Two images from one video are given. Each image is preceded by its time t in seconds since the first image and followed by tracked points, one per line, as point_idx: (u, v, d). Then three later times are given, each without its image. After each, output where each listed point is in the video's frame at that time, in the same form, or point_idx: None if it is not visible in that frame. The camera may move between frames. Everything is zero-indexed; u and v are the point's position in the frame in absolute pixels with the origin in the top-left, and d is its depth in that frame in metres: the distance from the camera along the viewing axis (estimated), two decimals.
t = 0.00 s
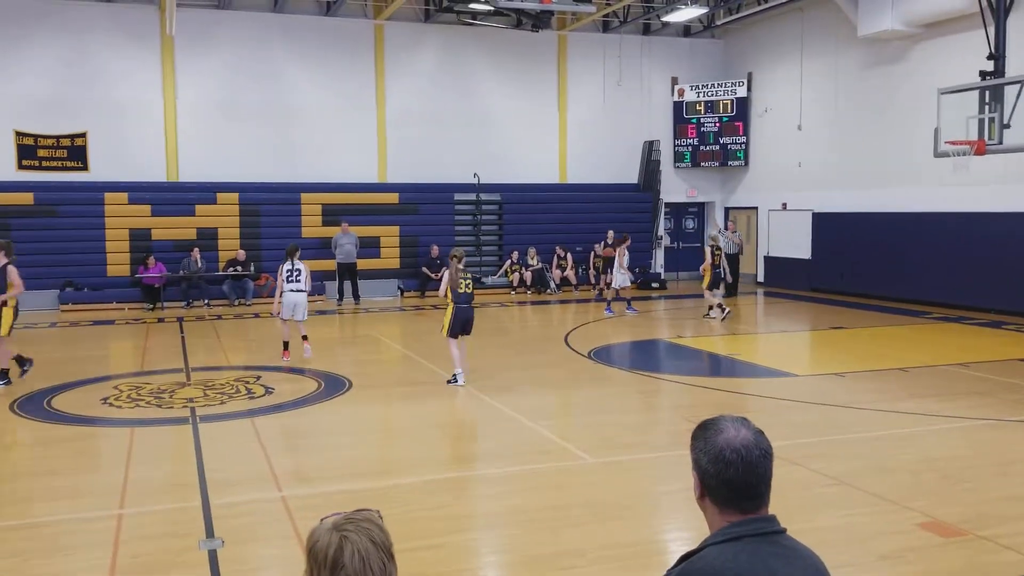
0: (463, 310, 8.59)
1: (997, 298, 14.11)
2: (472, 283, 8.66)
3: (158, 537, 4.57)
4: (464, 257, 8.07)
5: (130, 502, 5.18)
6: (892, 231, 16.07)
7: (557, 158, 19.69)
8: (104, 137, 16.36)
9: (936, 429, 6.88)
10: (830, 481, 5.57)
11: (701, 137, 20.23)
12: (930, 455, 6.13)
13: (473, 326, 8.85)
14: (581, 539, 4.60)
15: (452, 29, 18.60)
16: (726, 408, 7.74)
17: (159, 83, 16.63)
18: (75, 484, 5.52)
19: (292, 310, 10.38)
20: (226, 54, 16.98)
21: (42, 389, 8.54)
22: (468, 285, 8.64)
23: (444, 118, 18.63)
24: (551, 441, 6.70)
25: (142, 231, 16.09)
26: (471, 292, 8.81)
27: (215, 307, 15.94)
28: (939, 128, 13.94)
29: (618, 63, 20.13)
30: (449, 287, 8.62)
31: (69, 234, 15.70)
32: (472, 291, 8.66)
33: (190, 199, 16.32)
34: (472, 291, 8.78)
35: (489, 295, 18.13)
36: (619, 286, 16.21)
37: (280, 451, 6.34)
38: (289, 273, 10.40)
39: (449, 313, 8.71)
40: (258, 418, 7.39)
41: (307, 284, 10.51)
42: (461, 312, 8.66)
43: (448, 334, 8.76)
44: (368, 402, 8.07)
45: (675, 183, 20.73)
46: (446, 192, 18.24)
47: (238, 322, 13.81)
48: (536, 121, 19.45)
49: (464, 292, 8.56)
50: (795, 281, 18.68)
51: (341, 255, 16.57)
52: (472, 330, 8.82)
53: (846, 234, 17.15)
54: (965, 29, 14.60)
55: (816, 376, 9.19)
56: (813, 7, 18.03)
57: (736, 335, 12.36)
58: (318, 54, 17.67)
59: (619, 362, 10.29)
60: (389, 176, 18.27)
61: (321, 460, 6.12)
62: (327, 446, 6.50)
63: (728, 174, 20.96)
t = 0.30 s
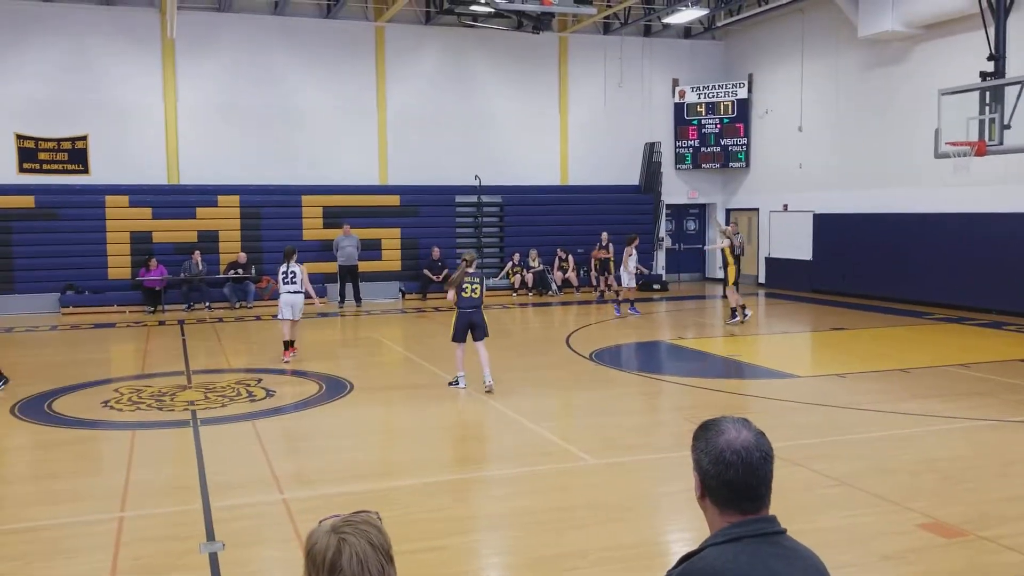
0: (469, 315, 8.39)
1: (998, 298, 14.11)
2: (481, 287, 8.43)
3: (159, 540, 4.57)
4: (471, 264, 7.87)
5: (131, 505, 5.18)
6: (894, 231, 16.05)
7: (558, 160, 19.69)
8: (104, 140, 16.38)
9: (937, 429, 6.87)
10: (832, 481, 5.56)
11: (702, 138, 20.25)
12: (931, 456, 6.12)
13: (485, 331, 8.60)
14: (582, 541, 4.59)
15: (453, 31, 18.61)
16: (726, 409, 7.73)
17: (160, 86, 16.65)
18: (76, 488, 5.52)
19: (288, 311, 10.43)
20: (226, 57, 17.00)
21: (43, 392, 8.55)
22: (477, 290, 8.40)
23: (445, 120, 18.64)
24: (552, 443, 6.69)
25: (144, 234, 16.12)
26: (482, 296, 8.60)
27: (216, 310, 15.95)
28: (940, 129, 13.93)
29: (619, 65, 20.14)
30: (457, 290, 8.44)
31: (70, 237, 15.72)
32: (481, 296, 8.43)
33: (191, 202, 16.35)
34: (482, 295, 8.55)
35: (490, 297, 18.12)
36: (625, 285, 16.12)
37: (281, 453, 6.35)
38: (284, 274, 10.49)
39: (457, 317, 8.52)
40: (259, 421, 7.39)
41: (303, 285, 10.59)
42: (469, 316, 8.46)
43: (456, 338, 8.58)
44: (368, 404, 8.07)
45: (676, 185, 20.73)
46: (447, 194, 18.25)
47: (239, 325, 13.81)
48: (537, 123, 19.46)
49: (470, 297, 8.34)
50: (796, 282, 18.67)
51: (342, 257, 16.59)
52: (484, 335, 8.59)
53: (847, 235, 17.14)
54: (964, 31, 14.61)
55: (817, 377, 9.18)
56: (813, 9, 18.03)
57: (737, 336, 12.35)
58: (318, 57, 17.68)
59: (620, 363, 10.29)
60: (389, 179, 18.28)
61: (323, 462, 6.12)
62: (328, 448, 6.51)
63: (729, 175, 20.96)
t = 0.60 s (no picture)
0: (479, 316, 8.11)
1: (999, 297, 14.11)
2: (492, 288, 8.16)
3: (159, 541, 4.57)
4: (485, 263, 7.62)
5: (131, 506, 5.18)
6: (895, 231, 16.04)
7: (558, 160, 19.70)
8: (104, 142, 16.38)
9: (938, 429, 6.87)
10: (833, 482, 5.56)
11: (701, 138, 20.25)
12: (933, 455, 6.11)
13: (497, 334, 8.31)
14: (583, 541, 4.59)
15: (453, 32, 18.62)
16: (727, 409, 7.73)
17: (160, 87, 16.66)
18: (77, 489, 5.52)
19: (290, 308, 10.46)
20: (226, 58, 17.01)
21: (44, 394, 8.55)
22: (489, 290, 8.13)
23: (446, 121, 18.65)
24: (553, 443, 6.69)
25: (143, 235, 16.13)
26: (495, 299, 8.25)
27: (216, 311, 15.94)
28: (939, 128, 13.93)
29: (618, 66, 20.15)
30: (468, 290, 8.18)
31: (70, 238, 15.72)
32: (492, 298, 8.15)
33: (191, 203, 16.38)
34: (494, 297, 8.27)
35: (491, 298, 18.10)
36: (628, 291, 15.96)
37: (283, 454, 6.35)
38: (285, 273, 10.53)
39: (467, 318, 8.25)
40: (260, 421, 7.40)
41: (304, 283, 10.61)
42: (479, 318, 8.18)
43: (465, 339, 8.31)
44: (369, 405, 8.07)
45: (675, 185, 20.74)
46: (447, 194, 18.26)
47: (240, 326, 13.81)
48: (537, 123, 19.47)
49: (481, 297, 8.06)
50: (796, 282, 18.66)
51: (343, 258, 16.58)
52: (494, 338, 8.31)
53: (848, 234, 17.14)
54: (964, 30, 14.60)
55: (818, 377, 9.18)
56: (813, 9, 18.03)
57: (738, 336, 12.33)
58: (317, 58, 17.68)
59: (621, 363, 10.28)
60: (389, 180, 18.29)
61: (324, 463, 6.12)
62: (329, 449, 6.51)
63: (728, 175, 20.96)
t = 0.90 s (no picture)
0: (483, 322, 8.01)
1: (998, 299, 14.11)
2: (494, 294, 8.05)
3: (158, 543, 4.56)
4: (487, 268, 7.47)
5: (130, 509, 5.17)
6: (894, 232, 16.04)
7: (557, 162, 19.72)
8: (103, 145, 16.38)
9: (937, 431, 6.86)
10: (832, 483, 5.56)
11: (700, 140, 20.25)
12: (932, 457, 6.11)
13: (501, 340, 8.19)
14: (583, 544, 4.58)
15: (452, 34, 18.64)
16: (726, 411, 7.72)
17: (159, 89, 16.66)
18: (76, 492, 5.51)
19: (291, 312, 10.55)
20: (225, 61, 17.02)
21: (44, 396, 8.54)
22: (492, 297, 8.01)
23: (445, 122, 18.66)
24: (552, 445, 6.68)
25: (142, 238, 16.11)
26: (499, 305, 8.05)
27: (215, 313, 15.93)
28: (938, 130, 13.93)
29: (617, 67, 20.16)
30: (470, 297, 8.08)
31: (69, 241, 15.71)
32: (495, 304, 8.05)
33: (191, 206, 16.36)
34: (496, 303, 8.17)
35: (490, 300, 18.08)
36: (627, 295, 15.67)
37: (282, 457, 6.34)
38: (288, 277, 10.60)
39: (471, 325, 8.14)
40: (259, 424, 7.38)
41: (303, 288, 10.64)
42: (483, 325, 8.07)
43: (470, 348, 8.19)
44: (368, 407, 8.06)
45: (674, 186, 20.76)
46: (446, 197, 18.26)
47: (239, 328, 13.79)
48: (536, 125, 19.50)
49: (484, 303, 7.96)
50: (796, 283, 18.66)
51: (342, 260, 16.53)
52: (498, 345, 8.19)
53: (846, 236, 17.15)
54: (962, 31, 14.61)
55: (817, 378, 9.18)
56: (811, 10, 18.05)
57: (737, 337, 12.33)
58: (316, 60, 17.69)
59: (620, 365, 10.27)
60: (388, 182, 18.30)
61: (323, 466, 6.12)
62: (329, 452, 6.50)
63: (727, 176, 20.98)
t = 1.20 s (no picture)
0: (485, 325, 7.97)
1: (997, 299, 14.11)
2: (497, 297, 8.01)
3: (158, 546, 4.55)
4: (490, 271, 7.36)
5: (129, 511, 5.16)
6: (893, 233, 16.03)
7: (555, 163, 19.71)
8: (102, 147, 16.37)
9: (937, 431, 6.86)
10: (831, 483, 5.56)
11: (699, 140, 20.21)
12: (931, 457, 6.12)
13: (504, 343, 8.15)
14: (583, 545, 4.58)
15: (450, 35, 18.64)
16: (725, 411, 7.72)
17: (158, 91, 16.66)
18: (75, 494, 5.50)
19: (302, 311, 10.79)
20: (224, 63, 17.01)
21: (43, 398, 8.53)
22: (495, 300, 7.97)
23: (443, 123, 18.67)
24: (551, 446, 6.68)
25: (141, 240, 16.07)
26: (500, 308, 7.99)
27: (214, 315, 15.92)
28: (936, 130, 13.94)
29: (616, 68, 20.16)
30: (472, 300, 8.04)
31: (68, 243, 15.69)
32: (498, 307, 8.00)
33: (189, 208, 16.32)
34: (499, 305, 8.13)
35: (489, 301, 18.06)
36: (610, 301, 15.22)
37: (282, 459, 6.33)
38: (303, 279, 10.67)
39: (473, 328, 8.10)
40: (258, 426, 7.36)
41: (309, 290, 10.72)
42: (486, 328, 8.03)
43: (473, 351, 8.15)
44: (367, 409, 8.05)
45: (673, 188, 20.77)
46: (445, 198, 18.25)
47: (237, 330, 13.77)
48: (536, 127, 19.51)
49: (488, 306, 7.91)
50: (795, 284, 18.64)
51: (341, 262, 16.51)
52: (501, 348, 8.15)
53: (845, 237, 17.15)
54: (960, 31, 14.63)
55: (816, 379, 9.18)
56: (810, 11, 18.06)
57: (737, 338, 12.33)
58: (314, 61, 17.67)
59: (619, 366, 10.27)
60: (387, 183, 18.29)
61: (323, 467, 6.11)
62: (329, 453, 6.49)
63: (726, 177, 20.99)
